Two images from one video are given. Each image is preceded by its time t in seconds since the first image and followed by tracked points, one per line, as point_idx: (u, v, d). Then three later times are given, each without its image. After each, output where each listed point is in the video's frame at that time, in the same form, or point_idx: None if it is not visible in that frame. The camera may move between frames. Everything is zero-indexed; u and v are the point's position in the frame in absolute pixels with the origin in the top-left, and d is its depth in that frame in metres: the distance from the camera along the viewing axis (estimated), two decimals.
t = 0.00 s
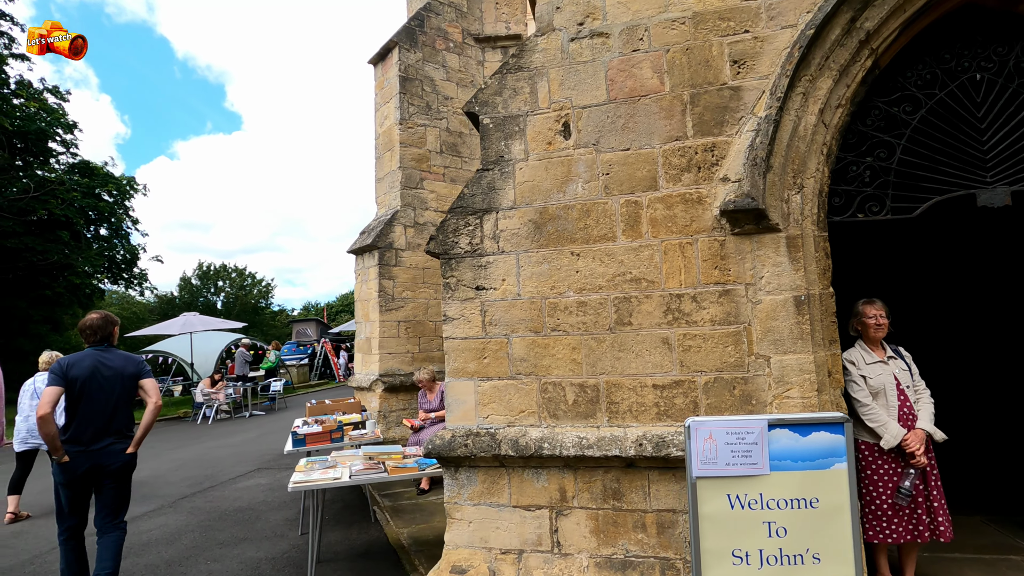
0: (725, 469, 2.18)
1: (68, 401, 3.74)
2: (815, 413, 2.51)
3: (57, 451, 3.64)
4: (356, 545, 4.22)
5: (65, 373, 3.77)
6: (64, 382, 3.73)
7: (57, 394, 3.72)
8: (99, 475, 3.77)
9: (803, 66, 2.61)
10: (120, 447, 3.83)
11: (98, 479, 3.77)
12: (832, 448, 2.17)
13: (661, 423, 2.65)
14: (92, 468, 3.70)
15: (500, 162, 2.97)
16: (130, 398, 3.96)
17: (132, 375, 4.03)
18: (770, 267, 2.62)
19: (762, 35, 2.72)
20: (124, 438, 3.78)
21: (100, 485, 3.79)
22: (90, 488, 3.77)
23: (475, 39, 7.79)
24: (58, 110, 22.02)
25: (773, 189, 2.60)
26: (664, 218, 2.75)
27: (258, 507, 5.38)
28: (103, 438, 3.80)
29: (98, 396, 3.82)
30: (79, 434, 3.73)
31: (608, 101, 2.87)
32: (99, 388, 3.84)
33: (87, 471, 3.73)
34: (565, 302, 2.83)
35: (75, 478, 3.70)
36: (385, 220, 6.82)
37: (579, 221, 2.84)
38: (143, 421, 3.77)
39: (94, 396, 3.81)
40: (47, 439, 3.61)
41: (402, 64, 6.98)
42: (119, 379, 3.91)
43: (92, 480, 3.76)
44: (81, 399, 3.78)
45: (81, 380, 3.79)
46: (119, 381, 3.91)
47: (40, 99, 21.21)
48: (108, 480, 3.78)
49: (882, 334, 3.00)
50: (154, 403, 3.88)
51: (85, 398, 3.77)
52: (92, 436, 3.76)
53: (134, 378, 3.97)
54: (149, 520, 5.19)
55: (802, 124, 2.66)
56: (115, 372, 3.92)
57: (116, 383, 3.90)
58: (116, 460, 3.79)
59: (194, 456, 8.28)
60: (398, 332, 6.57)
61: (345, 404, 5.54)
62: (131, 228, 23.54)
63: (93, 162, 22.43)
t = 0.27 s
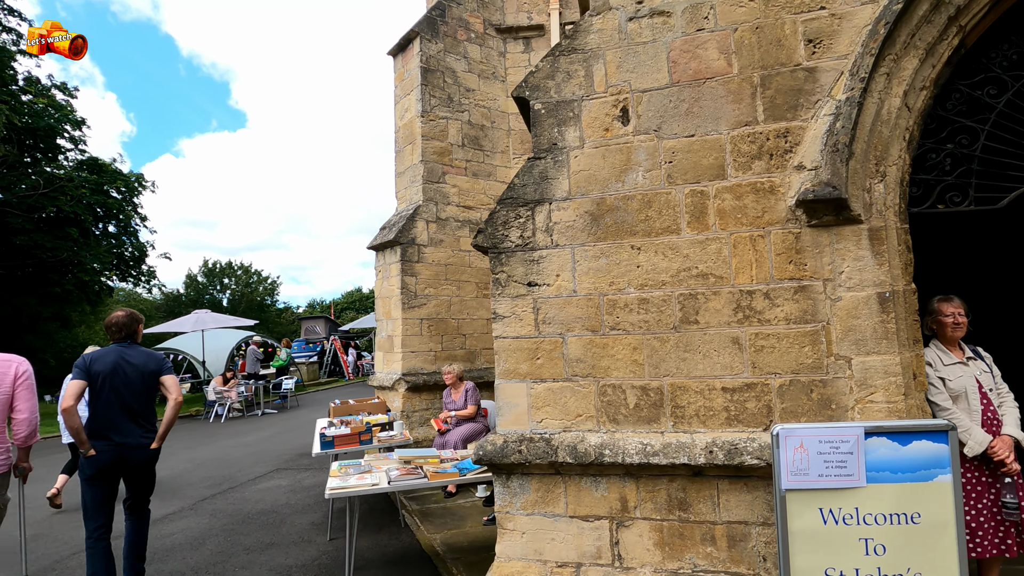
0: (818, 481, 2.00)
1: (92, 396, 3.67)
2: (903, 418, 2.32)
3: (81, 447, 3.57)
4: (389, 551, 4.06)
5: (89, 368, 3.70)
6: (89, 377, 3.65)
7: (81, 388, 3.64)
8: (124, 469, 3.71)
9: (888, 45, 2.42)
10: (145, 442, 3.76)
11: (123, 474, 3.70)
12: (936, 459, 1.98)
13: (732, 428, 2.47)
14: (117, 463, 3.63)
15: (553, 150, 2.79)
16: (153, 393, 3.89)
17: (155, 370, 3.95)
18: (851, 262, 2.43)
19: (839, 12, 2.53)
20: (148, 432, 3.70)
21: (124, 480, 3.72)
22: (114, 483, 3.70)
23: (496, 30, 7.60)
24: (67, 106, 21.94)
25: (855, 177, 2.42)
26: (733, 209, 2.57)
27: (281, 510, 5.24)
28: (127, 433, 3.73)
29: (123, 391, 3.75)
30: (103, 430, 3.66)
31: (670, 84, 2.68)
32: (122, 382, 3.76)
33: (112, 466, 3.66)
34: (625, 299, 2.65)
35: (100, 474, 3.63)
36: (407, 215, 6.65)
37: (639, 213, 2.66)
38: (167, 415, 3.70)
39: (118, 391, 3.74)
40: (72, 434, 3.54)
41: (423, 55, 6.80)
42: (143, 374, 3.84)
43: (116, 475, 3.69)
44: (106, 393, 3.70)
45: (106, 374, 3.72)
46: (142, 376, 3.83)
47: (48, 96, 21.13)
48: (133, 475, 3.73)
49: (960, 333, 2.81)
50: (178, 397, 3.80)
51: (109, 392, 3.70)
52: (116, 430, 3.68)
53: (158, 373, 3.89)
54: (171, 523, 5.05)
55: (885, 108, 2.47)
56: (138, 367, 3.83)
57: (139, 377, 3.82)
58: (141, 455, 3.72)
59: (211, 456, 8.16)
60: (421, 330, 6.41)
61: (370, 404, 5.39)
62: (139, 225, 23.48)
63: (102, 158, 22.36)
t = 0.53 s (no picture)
0: (934, 484, 1.82)
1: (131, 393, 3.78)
2: (1011, 416, 2.14)
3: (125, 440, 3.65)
4: (428, 553, 3.92)
5: (128, 365, 3.81)
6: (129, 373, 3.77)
7: (121, 385, 3.75)
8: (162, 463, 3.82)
9: (991, 13, 2.24)
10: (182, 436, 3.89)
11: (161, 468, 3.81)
12: None
13: (818, 426, 2.31)
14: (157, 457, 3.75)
15: (618, 130, 2.63)
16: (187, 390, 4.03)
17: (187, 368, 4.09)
18: (950, 247, 2.25)
19: None
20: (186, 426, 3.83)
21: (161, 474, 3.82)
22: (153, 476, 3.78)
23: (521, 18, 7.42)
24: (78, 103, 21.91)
25: (955, 156, 2.24)
26: (817, 191, 2.39)
27: (311, 508, 5.10)
28: (166, 427, 3.85)
29: (160, 388, 3.88)
30: (143, 425, 3.77)
31: (746, 59, 2.51)
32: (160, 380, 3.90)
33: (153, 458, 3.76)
34: (699, 288, 2.48)
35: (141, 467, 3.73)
36: (434, 207, 6.49)
37: (714, 197, 2.50)
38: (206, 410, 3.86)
39: (156, 388, 3.87)
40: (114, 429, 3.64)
41: (449, 43, 6.64)
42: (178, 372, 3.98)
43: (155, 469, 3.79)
44: (144, 390, 3.83)
45: (144, 371, 3.85)
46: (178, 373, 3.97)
47: (60, 92, 21.11)
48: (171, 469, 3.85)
49: None
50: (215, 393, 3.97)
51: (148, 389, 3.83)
52: (157, 424, 3.80)
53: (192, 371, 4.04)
54: (199, 522, 4.93)
55: (986, 81, 2.28)
56: (173, 365, 3.97)
57: (175, 375, 3.96)
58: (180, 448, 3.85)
59: (231, 453, 8.03)
60: (448, 325, 6.26)
61: (400, 400, 5.25)
62: (150, 221, 23.44)
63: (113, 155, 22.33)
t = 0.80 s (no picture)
0: None
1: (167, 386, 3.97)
2: None
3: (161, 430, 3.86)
4: (470, 559, 3.77)
5: (164, 359, 4.02)
6: (166, 367, 3.96)
7: (158, 378, 3.94)
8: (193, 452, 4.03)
9: None
10: (214, 427, 4.09)
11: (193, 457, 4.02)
12: None
13: (918, 433, 2.13)
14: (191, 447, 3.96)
15: (692, 114, 2.45)
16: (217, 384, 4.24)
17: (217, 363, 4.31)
18: None
19: None
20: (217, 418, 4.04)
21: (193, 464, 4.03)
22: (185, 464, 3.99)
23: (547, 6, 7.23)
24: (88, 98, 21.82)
25: None
26: (915, 178, 2.21)
27: (341, 510, 4.97)
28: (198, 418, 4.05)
29: (193, 382, 4.09)
30: (177, 416, 3.98)
31: (834, 36, 2.33)
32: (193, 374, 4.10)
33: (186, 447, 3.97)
34: (784, 284, 2.31)
35: (174, 457, 3.94)
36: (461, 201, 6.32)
37: (799, 185, 2.32)
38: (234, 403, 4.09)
39: (189, 382, 4.08)
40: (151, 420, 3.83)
41: (475, 32, 6.46)
42: (210, 366, 4.18)
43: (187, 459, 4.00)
44: (179, 384, 4.03)
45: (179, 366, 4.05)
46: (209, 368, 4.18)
47: (70, 88, 21.02)
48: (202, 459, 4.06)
49: None
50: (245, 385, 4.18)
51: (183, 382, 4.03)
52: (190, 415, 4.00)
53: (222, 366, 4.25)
54: (227, 524, 4.81)
55: None
56: (205, 360, 4.18)
57: (207, 369, 4.17)
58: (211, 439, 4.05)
59: (251, 451, 7.91)
60: (476, 322, 6.11)
61: (431, 399, 5.07)
62: (160, 217, 23.36)
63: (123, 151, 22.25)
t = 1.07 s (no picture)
0: None
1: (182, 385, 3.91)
2: None
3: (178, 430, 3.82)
4: (508, 564, 3.59)
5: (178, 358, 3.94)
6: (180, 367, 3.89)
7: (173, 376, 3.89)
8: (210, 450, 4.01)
9: None
10: (229, 426, 4.06)
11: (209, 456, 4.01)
12: None
13: None
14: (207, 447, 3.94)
15: (769, 87, 2.26)
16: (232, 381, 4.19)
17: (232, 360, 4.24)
18: None
19: None
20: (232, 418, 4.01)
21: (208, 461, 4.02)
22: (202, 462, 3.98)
23: None
24: (94, 95, 21.69)
25: None
26: (1020, 154, 2.03)
27: (366, 510, 4.80)
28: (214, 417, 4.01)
29: (207, 380, 4.03)
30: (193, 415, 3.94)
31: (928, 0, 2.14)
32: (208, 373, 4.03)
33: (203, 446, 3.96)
34: (873, 270, 2.12)
35: (190, 456, 3.92)
36: (484, 192, 6.14)
37: (890, 162, 2.13)
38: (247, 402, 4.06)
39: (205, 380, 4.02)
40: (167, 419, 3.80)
41: (498, 19, 6.27)
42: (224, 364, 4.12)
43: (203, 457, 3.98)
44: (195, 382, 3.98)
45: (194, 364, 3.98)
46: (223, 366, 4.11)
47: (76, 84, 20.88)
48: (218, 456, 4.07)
49: None
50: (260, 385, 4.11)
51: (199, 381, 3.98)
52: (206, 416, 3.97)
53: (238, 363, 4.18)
54: (248, 525, 4.64)
55: None
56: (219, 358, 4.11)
57: (221, 367, 4.11)
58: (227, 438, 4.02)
59: (266, 449, 7.74)
60: (499, 317, 5.93)
61: (458, 397, 4.90)
62: (166, 214, 23.22)
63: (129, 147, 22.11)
